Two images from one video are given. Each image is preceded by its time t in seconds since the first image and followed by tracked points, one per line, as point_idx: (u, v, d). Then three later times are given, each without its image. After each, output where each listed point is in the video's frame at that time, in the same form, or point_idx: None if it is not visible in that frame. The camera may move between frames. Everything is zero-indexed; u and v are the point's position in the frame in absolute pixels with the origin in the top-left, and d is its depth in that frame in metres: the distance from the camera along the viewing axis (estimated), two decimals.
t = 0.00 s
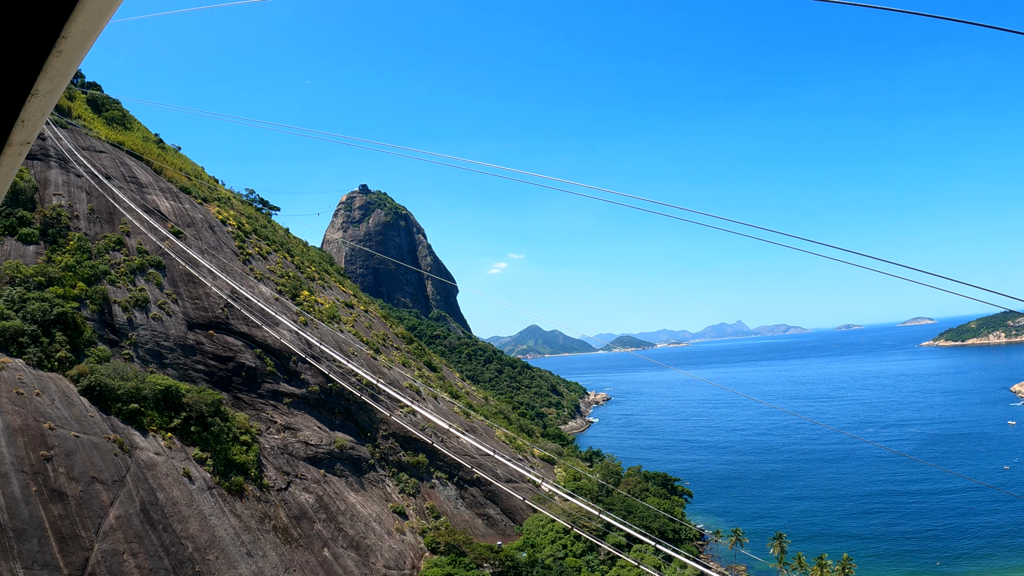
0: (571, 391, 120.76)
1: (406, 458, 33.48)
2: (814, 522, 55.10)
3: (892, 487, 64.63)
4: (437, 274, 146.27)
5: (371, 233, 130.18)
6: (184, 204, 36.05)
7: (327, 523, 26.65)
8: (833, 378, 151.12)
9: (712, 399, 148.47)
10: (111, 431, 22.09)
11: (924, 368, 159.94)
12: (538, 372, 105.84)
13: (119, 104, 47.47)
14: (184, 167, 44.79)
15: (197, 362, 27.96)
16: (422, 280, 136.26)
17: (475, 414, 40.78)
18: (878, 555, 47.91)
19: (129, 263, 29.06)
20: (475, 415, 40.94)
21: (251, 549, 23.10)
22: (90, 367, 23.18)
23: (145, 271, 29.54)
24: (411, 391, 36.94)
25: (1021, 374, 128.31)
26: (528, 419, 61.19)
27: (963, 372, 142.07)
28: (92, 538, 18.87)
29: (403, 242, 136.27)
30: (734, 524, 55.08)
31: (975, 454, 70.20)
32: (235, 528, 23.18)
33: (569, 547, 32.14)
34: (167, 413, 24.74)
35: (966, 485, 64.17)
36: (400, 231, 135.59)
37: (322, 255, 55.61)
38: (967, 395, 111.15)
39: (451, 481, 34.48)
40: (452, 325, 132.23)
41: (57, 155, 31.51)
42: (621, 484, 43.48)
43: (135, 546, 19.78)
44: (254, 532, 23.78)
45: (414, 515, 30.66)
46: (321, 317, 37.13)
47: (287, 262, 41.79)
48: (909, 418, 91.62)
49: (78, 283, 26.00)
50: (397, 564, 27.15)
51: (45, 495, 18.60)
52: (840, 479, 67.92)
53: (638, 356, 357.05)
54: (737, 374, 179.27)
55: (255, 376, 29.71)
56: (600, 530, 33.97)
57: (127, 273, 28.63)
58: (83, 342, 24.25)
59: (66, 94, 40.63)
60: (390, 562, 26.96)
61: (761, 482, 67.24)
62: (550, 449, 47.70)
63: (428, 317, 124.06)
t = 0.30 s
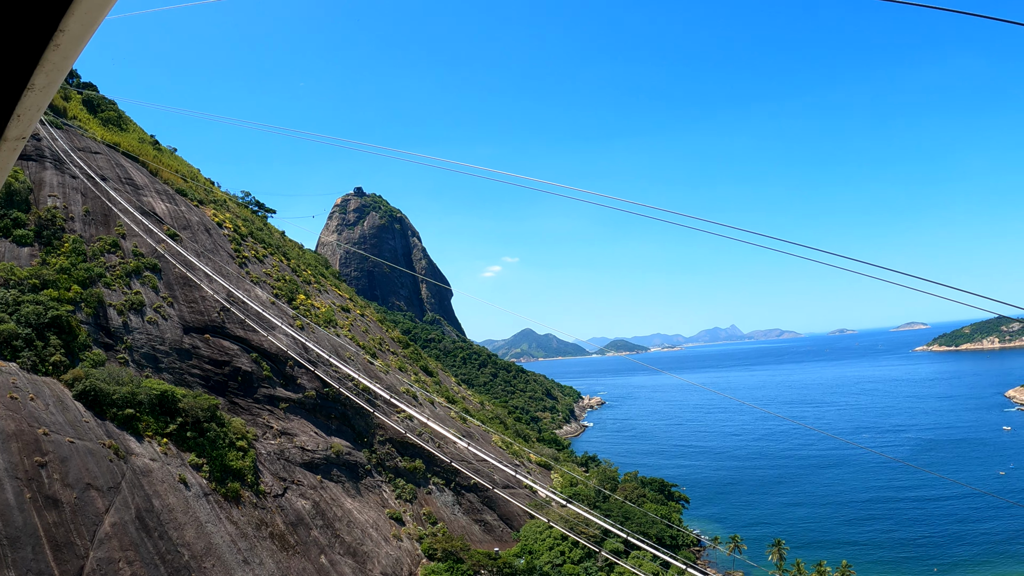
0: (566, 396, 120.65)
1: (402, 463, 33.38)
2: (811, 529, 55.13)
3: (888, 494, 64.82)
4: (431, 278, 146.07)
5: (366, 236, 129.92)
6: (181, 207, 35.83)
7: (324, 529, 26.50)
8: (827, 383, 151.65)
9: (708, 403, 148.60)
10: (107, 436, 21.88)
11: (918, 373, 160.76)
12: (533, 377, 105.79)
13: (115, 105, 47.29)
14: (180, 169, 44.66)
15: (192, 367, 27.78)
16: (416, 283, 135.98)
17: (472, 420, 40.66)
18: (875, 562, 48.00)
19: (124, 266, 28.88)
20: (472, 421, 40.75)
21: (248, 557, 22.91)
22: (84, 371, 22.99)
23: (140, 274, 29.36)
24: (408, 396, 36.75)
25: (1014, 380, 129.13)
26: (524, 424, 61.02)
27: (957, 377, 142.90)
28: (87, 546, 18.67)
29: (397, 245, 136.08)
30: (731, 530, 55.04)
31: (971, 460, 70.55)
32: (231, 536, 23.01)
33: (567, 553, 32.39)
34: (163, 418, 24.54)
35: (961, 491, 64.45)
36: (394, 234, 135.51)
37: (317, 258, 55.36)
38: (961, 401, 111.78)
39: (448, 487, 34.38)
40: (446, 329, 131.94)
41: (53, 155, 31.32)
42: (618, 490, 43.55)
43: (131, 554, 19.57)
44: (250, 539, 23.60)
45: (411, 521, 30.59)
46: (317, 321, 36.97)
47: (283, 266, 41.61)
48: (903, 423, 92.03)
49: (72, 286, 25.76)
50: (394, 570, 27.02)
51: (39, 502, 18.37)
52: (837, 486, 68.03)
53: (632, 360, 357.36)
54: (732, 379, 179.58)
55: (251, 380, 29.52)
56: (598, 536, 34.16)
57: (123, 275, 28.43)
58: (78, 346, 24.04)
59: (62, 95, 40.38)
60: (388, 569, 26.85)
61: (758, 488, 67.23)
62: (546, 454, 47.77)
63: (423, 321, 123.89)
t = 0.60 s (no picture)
0: (557, 398, 120.69)
1: (395, 467, 33.15)
2: (804, 533, 55.32)
3: (880, 497, 65.21)
4: (422, 279, 145.93)
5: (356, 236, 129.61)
6: (173, 207, 35.44)
7: (317, 534, 26.24)
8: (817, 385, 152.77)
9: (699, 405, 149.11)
10: (98, 441, 21.57)
11: (907, 375, 162.19)
12: (525, 378, 105.80)
13: (107, 103, 46.87)
14: (172, 169, 44.31)
15: (184, 369, 27.44)
16: (407, 284, 135.78)
17: (464, 423, 40.55)
18: (867, 566, 48.22)
19: (115, 267, 28.53)
20: (465, 424, 40.62)
21: (241, 563, 22.65)
22: (75, 374, 22.64)
23: (132, 275, 29.03)
24: (401, 399, 36.53)
25: (1002, 382, 130.46)
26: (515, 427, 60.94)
27: (946, 380, 144.28)
28: (79, 553, 18.36)
29: (388, 246, 135.87)
30: (724, 535, 55.09)
31: (961, 463, 71.12)
32: (224, 541, 22.73)
33: (561, 557, 32.12)
34: (154, 422, 24.22)
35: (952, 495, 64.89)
36: (385, 234, 135.31)
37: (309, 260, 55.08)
38: (950, 403, 112.81)
39: (441, 490, 34.20)
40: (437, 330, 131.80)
41: (43, 154, 30.93)
42: (611, 493, 43.55)
43: (123, 561, 19.30)
44: (244, 544, 23.33)
45: (404, 525, 30.41)
46: (310, 323, 36.70)
47: (275, 267, 41.33)
48: (894, 426, 92.67)
49: (63, 287, 25.41)
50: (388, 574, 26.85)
51: (30, 508, 18.01)
52: (829, 490, 68.35)
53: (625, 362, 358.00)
54: (723, 381, 180.24)
55: (243, 383, 29.25)
56: (592, 539, 33.94)
57: (114, 277, 28.10)
58: (69, 348, 23.70)
59: (53, 93, 39.88)
60: (382, 573, 26.68)
61: (750, 492, 67.41)
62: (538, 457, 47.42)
63: (413, 322, 123.76)
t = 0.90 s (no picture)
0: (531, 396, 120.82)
1: (374, 466, 32.91)
2: (786, 532, 55.81)
3: (861, 496, 66.07)
4: (397, 275, 145.37)
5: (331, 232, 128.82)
6: (149, 203, 34.70)
7: (295, 535, 25.94)
8: (795, 383, 154.85)
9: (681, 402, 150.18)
10: (73, 442, 21.05)
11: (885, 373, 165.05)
12: (499, 375, 105.90)
13: (82, 96, 45.87)
14: (147, 164, 43.61)
15: (160, 368, 26.97)
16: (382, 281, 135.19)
17: (443, 422, 40.50)
18: (849, 565, 48.83)
19: (90, 263, 27.93)
20: (444, 423, 40.52)
21: (219, 565, 22.30)
22: (49, 374, 22.08)
23: (106, 272, 28.42)
24: (379, 398, 36.26)
25: (977, 381, 133.27)
26: (493, 425, 61.00)
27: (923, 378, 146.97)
28: (56, 558, 17.89)
29: (363, 242, 135.21)
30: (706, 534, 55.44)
31: (941, 461, 72.31)
32: (202, 544, 22.35)
33: (541, 557, 32.22)
34: (130, 422, 23.70)
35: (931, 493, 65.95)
36: (360, 230, 134.62)
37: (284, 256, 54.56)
38: (928, 401, 114.87)
39: (420, 490, 34.01)
40: (411, 327, 131.42)
41: (16, 147, 30.14)
42: (589, 491, 43.75)
43: (100, 565, 18.91)
44: (222, 546, 22.96)
45: (383, 525, 30.21)
46: (287, 321, 36.27)
47: (252, 264, 40.83)
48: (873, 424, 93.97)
49: (37, 284, 24.78)
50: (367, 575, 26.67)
51: (7, 511, 17.35)
52: (811, 488, 69.08)
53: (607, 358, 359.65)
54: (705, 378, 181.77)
55: (220, 382, 28.81)
56: (571, 539, 34.35)
57: (88, 274, 27.50)
58: (43, 347, 23.12)
59: (27, 85, 38.90)
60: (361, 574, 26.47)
61: (733, 490, 67.91)
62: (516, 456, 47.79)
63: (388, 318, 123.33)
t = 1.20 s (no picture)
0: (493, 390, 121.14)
1: (339, 463, 32.61)
2: (751, 525, 57.36)
3: (823, 489, 68.38)
4: (359, 270, 143.90)
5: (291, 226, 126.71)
6: (108, 196, 33.48)
7: (261, 535, 25.55)
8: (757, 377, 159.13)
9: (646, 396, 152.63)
10: (33, 444, 20.29)
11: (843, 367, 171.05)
12: (461, 372, 105.89)
13: (39, 86, 44.08)
14: (108, 156, 42.22)
15: (121, 366, 26.17)
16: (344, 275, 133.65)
17: (407, 418, 40.42)
18: (811, 559, 50.55)
19: (48, 258, 26.89)
20: (408, 419, 40.49)
21: (185, 568, 21.86)
22: (8, 374, 21.25)
23: (65, 267, 27.42)
24: (343, 394, 35.97)
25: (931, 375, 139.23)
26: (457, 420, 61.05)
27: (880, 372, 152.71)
28: (15, 566, 17.39)
29: (325, 236, 133.37)
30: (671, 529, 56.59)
31: (899, 454, 75.36)
32: (168, 546, 21.84)
33: (508, 554, 33.09)
34: (91, 422, 22.93)
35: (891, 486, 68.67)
36: (322, 224, 132.78)
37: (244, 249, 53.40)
38: (886, 395, 119.40)
39: (385, 487, 33.87)
40: (373, 321, 130.32)
41: None
42: (554, 487, 44.21)
43: (63, 572, 18.40)
44: (188, 549, 22.47)
45: (349, 523, 30.00)
46: (249, 316, 35.57)
47: (213, 259, 39.88)
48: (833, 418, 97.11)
49: None
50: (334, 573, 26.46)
51: None
52: (775, 482, 71.12)
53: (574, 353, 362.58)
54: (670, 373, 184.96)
55: (183, 379, 28.12)
56: (537, 536, 35.62)
57: (47, 269, 26.50)
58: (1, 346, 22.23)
59: None
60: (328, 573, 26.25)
61: (699, 485, 69.37)
62: (480, 452, 48.16)
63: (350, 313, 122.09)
